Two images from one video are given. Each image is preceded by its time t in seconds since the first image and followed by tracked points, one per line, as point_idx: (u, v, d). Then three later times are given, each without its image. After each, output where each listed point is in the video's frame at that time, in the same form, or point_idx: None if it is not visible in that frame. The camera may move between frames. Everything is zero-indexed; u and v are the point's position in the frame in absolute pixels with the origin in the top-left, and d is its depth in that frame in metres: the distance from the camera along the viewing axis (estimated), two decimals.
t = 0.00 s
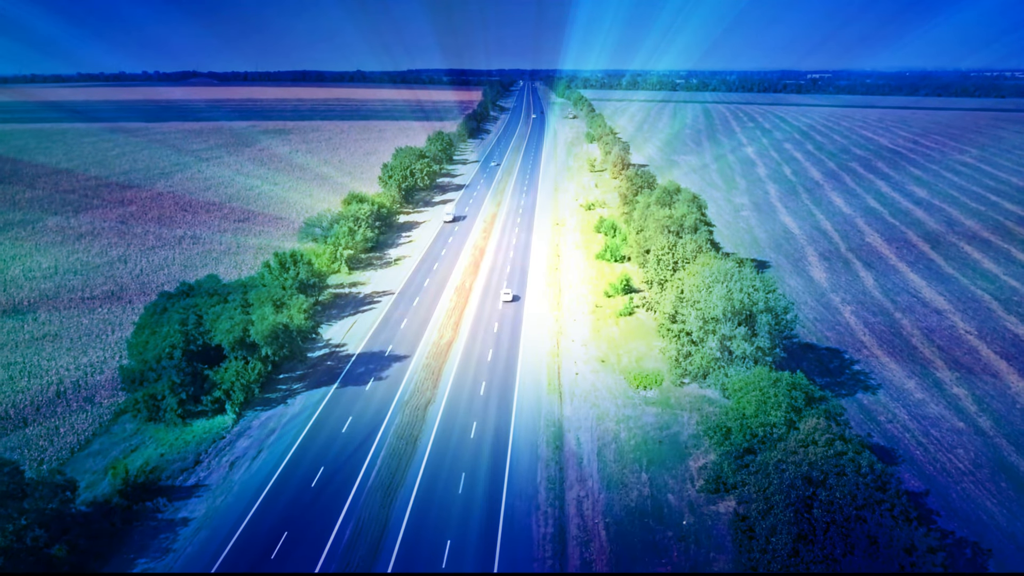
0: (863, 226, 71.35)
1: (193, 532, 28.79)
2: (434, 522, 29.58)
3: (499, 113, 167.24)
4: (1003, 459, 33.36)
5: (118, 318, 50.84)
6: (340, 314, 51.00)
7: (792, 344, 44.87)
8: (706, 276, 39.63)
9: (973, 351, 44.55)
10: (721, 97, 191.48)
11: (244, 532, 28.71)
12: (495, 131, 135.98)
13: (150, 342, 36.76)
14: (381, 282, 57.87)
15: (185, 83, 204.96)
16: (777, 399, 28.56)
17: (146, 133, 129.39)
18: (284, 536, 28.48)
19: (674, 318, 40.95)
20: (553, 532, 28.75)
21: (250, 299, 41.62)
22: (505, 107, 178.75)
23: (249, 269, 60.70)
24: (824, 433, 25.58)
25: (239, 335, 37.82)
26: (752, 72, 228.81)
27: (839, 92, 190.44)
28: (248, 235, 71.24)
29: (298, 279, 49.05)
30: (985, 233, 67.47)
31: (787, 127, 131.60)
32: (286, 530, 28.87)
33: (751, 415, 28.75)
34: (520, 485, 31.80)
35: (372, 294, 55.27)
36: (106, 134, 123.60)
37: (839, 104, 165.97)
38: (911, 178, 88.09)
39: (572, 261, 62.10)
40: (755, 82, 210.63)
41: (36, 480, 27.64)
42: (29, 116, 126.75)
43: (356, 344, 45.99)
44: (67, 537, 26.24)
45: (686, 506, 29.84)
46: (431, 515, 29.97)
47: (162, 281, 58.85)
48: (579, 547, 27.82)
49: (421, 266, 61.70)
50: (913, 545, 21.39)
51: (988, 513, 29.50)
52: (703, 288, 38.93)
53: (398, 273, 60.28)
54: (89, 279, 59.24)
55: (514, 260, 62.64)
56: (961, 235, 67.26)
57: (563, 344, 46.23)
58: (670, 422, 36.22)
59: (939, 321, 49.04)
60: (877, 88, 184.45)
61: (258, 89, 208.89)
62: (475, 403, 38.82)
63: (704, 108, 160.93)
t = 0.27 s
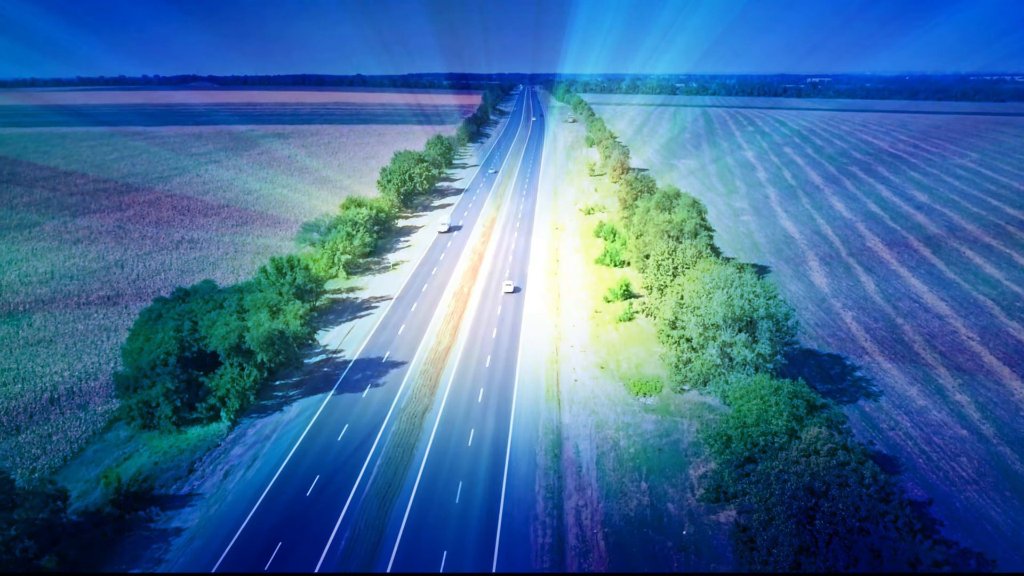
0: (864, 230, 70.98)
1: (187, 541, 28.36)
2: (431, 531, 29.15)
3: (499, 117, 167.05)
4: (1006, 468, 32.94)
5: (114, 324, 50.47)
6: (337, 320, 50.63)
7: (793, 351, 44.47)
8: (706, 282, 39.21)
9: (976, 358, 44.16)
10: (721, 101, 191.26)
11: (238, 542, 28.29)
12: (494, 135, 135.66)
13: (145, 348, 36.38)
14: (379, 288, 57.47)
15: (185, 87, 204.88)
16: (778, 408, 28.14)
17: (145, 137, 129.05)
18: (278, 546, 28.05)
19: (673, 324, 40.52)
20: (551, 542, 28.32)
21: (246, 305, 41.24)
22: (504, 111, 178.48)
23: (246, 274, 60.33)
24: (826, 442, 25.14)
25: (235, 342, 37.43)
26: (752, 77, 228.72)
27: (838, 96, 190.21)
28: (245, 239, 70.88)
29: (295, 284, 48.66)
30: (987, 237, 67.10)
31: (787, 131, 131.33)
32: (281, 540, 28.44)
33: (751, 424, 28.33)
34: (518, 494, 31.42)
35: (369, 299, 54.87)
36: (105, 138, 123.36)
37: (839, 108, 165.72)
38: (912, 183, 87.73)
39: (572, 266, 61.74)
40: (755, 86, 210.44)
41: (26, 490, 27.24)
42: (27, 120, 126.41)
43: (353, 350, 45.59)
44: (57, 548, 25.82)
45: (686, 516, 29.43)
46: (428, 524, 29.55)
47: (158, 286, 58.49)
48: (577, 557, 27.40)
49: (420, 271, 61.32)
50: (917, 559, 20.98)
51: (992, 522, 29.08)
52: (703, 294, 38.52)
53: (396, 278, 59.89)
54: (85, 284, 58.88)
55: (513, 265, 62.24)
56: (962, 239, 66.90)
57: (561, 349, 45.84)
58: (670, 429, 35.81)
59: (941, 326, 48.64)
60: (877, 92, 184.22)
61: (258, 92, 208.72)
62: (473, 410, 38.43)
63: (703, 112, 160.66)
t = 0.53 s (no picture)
0: (865, 232, 70.61)
1: (179, 549, 27.94)
2: (427, 539, 28.73)
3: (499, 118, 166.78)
4: (1010, 474, 32.54)
5: (110, 327, 50.07)
6: (334, 323, 50.21)
7: (794, 355, 44.09)
8: (706, 286, 38.85)
9: (979, 361, 43.75)
10: (721, 102, 191.03)
11: (231, 550, 27.86)
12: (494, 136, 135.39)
13: (139, 352, 35.99)
14: (377, 290, 57.07)
15: (185, 88, 204.68)
16: (779, 414, 27.74)
17: (143, 138, 128.72)
18: (272, 555, 27.62)
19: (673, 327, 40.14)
20: (549, 550, 27.90)
21: (242, 309, 40.85)
22: (504, 112, 178.17)
23: (243, 277, 59.93)
24: (828, 449, 24.69)
25: (230, 346, 37.04)
26: (752, 78, 228.38)
27: (839, 97, 189.89)
28: (243, 241, 70.50)
29: (292, 287, 48.24)
30: (989, 240, 66.73)
31: (788, 132, 131.00)
32: (275, 548, 28.01)
33: (752, 429, 27.91)
34: (515, 501, 31.04)
35: (367, 302, 54.46)
36: (103, 139, 123.07)
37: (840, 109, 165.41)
38: (913, 184, 87.40)
39: (571, 268, 61.37)
40: (755, 87, 210.12)
41: (16, 498, 26.85)
42: (26, 121, 126.12)
43: (350, 354, 45.18)
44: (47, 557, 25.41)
45: (686, 523, 29.05)
46: (424, 531, 29.13)
47: (155, 289, 58.10)
48: (575, 565, 26.99)
49: (418, 273, 60.97)
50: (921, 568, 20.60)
51: (996, 529, 28.68)
52: (703, 298, 38.13)
53: (394, 280, 59.48)
54: (81, 286, 58.48)
55: (512, 267, 61.87)
56: (964, 241, 66.55)
57: (560, 353, 45.44)
58: (670, 434, 35.43)
59: (943, 330, 48.25)
60: (877, 93, 183.94)
61: (257, 93, 208.50)
62: (471, 415, 38.05)
63: (704, 114, 160.35)
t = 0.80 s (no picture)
0: (866, 233, 70.26)
1: (172, 556, 27.54)
2: (423, 545, 28.30)
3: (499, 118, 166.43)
4: (1014, 479, 32.16)
5: (105, 329, 49.68)
6: (331, 325, 49.83)
7: (795, 357, 43.71)
8: (706, 288, 38.45)
9: (981, 364, 43.37)
10: (721, 102, 190.66)
11: (224, 556, 27.44)
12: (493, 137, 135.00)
13: (133, 355, 35.62)
14: (375, 292, 56.70)
15: (184, 88, 204.33)
16: (780, 419, 27.33)
17: (142, 139, 128.35)
18: (266, 561, 27.19)
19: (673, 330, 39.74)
20: (547, 557, 27.48)
21: (237, 311, 40.47)
22: (504, 112, 177.80)
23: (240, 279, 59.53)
24: (830, 455, 24.16)
25: (225, 349, 36.65)
26: (752, 78, 227.96)
27: (839, 97, 189.42)
28: (240, 243, 70.11)
29: (289, 289, 47.84)
30: (990, 240, 66.38)
31: (788, 132, 130.65)
32: (269, 554, 27.58)
33: (753, 435, 27.47)
34: (513, 506, 30.64)
35: (365, 303, 54.08)
36: (102, 140, 122.69)
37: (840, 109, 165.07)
38: (913, 185, 87.05)
39: (570, 269, 61.01)
40: (755, 87, 209.74)
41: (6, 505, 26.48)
42: (24, 122, 125.74)
43: (347, 356, 44.80)
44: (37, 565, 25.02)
45: (686, 529, 28.67)
46: (420, 538, 28.71)
47: (151, 290, 57.71)
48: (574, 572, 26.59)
49: (417, 275, 60.63)
50: None
51: (1000, 536, 28.31)
52: (703, 300, 37.74)
53: (392, 282, 59.10)
54: (77, 288, 58.08)
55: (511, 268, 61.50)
56: (965, 242, 66.21)
57: (559, 355, 45.05)
58: (670, 438, 35.03)
59: (945, 332, 47.86)
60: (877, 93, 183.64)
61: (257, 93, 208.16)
62: (469, 418, 37.67)
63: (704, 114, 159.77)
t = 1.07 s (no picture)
0: (866, 234, 69.89)
1: (165, 562, 27.19)
2: (420, 551, 27.91)
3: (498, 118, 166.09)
4: (1017, 485, 31.80)
5: (101, 331, 49.34)
6: (328, 327, 49.47)
7: (796, 360, 43.35)
8: (706, 290, 38.06)
9: (984, 367, 43.01)
10: (721, 102, 190.27)
11: (218, 563, 27.05)
12: (493, 137, 134.66)
13: (127, 358, 35.28)
14: (373, 293, 56.33)
15: (183, 88, 204.02)
16: (781, 424, 26.92)
17: (141, 139, 127.99)
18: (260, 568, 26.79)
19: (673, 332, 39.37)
20: (545, 564, 27.08)
21: (233, 314, 40.12)
22: (504, 112, 177.42)
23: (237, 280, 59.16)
24: (832, 460, 23.58)
25: (219, 352, 36.31)
26: (752, 78, 227.54)
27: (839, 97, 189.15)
28: (238, 244, 69.74)
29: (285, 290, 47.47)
30: (992, 242, 66.02)
31: (788, 133, 130.30)
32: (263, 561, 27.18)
33: (754, 440, 27.04)
34: (511, 512, 30.26)
35: (362, 305, 53.71)
36: (100, 140, 122.34)
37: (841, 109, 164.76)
38: (914, 185, 86.70)
39: (569, 270, 60.66)
40: (755, 87, 209.38)
41: None
42: (23, 122, 125.42)
43: (344, 359, 44.44)
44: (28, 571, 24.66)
45: (686, 535, 28.31)
46: (417, 543, 28.32)
47: (148, 292, 57.34)
48: None
49: (415, 276, 60.31)
50: None
51: (1004, 542, 27.95)
52: (703, 303, 37.34)
53: (390, 283, 58.75)
54: (73, 289, 57.71)
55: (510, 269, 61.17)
56: (966, 244, 65.87)
57: (558, 358, 44.69)
58: (669, 442, 34.68)
59: (947, 334, 47.52)
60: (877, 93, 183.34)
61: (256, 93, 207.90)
62: (466, 422, 37.32)
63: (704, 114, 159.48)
